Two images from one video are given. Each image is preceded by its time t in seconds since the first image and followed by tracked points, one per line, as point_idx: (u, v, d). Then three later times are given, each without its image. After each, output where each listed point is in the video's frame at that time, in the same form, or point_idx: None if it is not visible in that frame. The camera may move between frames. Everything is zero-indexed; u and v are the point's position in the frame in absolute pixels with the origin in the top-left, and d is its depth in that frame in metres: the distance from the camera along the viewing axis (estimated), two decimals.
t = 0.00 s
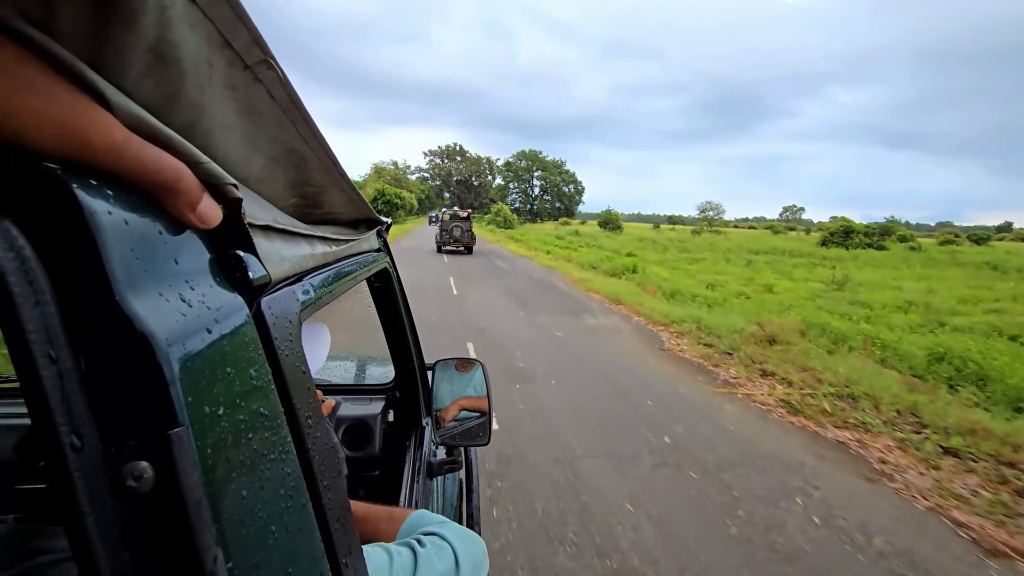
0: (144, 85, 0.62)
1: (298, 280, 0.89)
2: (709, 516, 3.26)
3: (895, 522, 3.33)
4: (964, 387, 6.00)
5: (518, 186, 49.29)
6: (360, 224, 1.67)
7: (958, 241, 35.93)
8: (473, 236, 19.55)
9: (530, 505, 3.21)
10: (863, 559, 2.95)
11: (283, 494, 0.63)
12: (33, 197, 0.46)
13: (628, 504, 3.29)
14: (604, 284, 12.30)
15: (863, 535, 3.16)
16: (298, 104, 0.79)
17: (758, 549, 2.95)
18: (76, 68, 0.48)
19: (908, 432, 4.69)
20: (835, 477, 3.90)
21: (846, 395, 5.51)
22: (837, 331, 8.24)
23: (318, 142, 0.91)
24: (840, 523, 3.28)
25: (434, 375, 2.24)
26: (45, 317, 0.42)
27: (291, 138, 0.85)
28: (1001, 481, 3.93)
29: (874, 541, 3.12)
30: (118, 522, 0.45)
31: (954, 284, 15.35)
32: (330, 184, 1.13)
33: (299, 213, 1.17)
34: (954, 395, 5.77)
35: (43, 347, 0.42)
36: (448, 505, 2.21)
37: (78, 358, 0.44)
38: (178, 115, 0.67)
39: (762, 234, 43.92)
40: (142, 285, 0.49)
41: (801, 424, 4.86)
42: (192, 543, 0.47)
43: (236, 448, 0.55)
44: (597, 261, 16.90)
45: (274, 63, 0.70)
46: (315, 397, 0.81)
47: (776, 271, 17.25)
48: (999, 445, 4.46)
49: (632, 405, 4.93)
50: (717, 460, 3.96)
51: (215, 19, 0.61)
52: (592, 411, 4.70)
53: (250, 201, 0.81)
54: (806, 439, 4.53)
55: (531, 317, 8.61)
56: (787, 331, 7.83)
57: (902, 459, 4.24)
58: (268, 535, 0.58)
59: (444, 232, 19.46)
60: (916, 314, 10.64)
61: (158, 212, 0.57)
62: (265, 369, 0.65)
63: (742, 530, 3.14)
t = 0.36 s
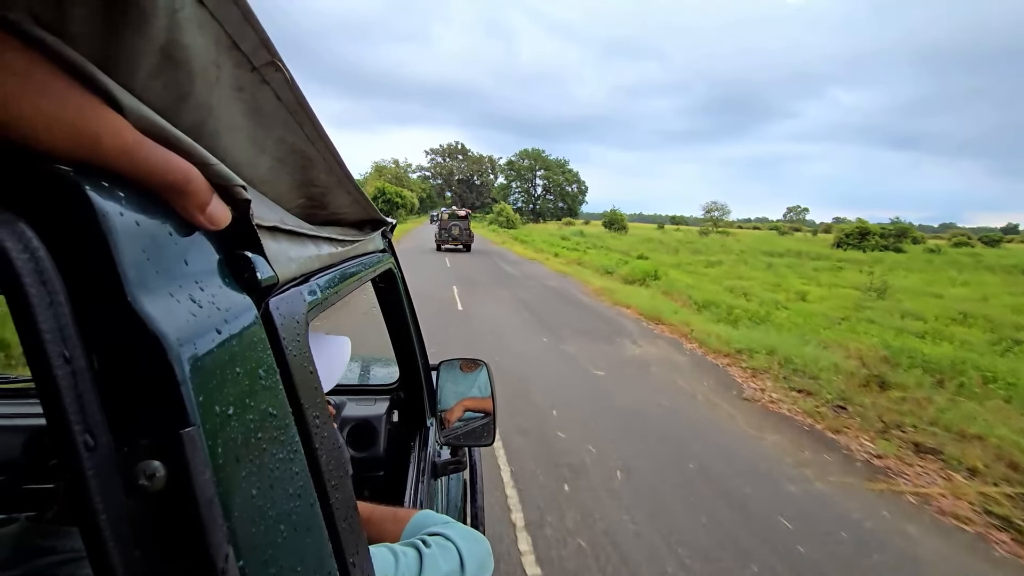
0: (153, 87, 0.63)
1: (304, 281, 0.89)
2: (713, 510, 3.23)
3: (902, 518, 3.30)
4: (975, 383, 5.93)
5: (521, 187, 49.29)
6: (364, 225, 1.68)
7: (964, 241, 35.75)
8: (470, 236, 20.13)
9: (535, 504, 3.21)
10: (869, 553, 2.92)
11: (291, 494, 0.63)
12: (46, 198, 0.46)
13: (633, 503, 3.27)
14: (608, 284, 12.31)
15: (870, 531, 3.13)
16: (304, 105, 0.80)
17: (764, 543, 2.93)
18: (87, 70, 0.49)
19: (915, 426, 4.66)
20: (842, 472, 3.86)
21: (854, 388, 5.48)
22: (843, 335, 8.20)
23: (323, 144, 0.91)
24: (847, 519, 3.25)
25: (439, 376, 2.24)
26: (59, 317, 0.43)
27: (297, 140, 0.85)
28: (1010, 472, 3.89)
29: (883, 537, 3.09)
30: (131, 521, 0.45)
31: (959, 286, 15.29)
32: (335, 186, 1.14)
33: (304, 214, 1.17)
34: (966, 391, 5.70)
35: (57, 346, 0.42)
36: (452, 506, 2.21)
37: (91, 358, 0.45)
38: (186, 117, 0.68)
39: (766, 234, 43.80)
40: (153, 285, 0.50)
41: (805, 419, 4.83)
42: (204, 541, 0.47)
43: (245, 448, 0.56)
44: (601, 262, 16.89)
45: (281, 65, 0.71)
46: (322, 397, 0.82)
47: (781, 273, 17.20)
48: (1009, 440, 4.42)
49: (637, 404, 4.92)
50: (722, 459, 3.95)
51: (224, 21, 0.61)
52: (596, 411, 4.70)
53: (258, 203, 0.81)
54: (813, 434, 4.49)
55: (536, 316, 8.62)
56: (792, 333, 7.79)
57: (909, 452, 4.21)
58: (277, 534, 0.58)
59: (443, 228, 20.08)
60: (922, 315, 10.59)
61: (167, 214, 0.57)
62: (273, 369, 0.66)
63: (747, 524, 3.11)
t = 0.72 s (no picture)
0: (166, 82, 0.62)
1: (314, 278, 0.88)
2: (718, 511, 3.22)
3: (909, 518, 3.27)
4: (983, 391, 5.90)
5: (525, 186, 49.27)
6: (372, 224, 1.67)
7: (972, 243, 35.46)
8: (469, 235, 20.45)
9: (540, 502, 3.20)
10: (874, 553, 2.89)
11: (304, 494, 0.62)
12: (59, 193, 0.45)
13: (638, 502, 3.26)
14: (612, 284, 12.28)
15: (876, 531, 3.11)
16: (316, 102, 0.79)
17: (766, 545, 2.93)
18: (100, 63, 0.47)
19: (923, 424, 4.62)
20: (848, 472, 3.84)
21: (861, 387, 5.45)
22: (845, 336, 8.21)
23: (334, 141, 0.91)
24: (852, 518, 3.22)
25: (445, 375, 2.25)
26: (73, 315, 0.42)
27: (308, 137, 0.85)
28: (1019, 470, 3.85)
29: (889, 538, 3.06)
30: (144, 522, 0.44)
31: (967, 288, 15.16)
32: (345, 183, 1.13)
33: (313, 212, 1.17)
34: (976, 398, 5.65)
35: (70, 344, 0.41)
36: (456, 505, 2.21)
37: (105, 356, 0.44)
38: (198, 112, 0.67)
39: (768, 235, 43.78)
40: (166, 282, 0.49)
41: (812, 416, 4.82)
42: (219, 543, 0.46)
43: (258, 448, 0.55)
44: (605, 262, 16.85)
45: (294, 61, 0.70)
46: (333, 396, 0.81)
47: (787, 274, 17.12)
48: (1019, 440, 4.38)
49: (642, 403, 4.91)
50: (727, 458, 3.93)
51: (238, 15, 0.60)
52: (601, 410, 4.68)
53: (269, 200, 0.81)
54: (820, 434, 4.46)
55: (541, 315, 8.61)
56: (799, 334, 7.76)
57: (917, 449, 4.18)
58: (291, 535, 0.57)
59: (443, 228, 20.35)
60: (930, 319, 10.50)
61: (180, 209, 0.56)
62: (286, 367, 0.65)
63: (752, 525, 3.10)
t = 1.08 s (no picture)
0: (164, 81, 0.61)
1: (313, 278, 0.88)
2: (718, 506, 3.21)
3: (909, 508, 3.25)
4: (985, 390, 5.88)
5: (527, 186, 49.29)
6: (372, 223, 1.66)
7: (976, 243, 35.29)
8: (468, 234, 20.56)
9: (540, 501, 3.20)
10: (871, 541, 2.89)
11: (301, 495, 0.62)
12: (54, 193, 0.45)
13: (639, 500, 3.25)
14: (614, 284, 12.27)
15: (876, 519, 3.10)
16: (317, 103, 0.79)
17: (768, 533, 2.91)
18: (96, 61, 0.47)
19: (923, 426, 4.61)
20: (848, 464, 3.83)
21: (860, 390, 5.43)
22: (844, 335, 8.22)
23: (334, 141, 0.90)
24: (851, 508, 3.21)
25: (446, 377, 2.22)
26: (66, 314, 0.41)
27: (308, 137, 0.84)
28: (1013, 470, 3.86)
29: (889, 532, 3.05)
30: (139, 525, 0.44)
31: (973, 287, 15.07)
32: (345, 183, 1.12)
33: (313, 211, 1.16)
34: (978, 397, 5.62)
35: (64, 345, 0.41)
36: (457, 505, 2.20)
37: (99, 356, 0.44)
38: (197, 112, 0.66)
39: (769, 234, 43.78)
40: (163, 282, 0.48)
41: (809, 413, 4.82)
42: (213, 545, 0.46)
43: (254, 451, 0.54)
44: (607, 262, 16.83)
45: (294, 61, 0.69)
46: (332, 397, 0.81)
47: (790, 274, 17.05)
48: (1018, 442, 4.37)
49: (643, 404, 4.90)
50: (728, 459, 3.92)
51: (237, 14, 0.60)
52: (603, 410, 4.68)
53: (268, 199, 0.80)
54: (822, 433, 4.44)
55: (543, 315, 8.61)
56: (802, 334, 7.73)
57: (913, 445, 4.20)
58: (288, 537, 0.57)
59: (442, 228, 20.48)
60: (934, 318, 10.43)
61: (178, 209, 0.56)
62: (284, 368, 0.65)
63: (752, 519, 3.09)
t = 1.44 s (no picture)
0: (164, 85, 0.62)
1: (312, 280, 0.88)
2: (716, 507, 3.22)
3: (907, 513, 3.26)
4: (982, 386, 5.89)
5: (526, 188, 49.32)
6: (371, 225, 1.67)
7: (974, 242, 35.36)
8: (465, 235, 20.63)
9: (539, 503, 3.21)
10: (869, 548, 2.90)
11: (300, 495, 0.63)
12: (54, 197, 0.45)
13: (636, 501, 3.26)
14: (613, 286, 12.27)
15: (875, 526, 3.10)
16: (314, 105, 0.79)
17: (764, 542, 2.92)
18: (97, 66, 0.48)
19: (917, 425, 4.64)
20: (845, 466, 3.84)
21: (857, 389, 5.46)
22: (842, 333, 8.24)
23: (332, 143, 0.91)
24: (850, 514, 3.21)
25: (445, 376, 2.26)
26: (66, 316, 0.42)
27: (307, 139, 0.85)
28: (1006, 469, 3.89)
29: (886, 531, 3.06)
30: (138, 526, 0.44)
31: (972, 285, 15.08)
32: (343, 185, 1.13)
33: (312, 213, 1.17)
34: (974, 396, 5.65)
35: (64, 347, 0.42)
36: (457, 507, 2.20)
37: (99, 358, 0.44)
38: (196, 115, 0.67)
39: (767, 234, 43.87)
40: (162, 284, 0.49)
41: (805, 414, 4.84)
42: (212, 544, 0.46)
43: (253, 451, 0.55)
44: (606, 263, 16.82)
45: (292, 63, 0.70)
46: (331, 399, 0.81)
47: (789, 274, 17.05)
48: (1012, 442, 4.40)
49: (642, 405, 4.90)
50: (726, 457, 3.93)
51: (236, 18, 0.61)
52: (601, 412, 4.68)
53: (267, 201, 0.81)
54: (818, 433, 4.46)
55: (541, 317, 8.62)
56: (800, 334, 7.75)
57: (911, 448, 4.21)
58: (286, 537, 0.57)
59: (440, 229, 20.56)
60: (933, 317, 10.44)
61: (177, 212, 0.56)
62: (282, 370, 0.65)
63: (749, 520, 3.10)
